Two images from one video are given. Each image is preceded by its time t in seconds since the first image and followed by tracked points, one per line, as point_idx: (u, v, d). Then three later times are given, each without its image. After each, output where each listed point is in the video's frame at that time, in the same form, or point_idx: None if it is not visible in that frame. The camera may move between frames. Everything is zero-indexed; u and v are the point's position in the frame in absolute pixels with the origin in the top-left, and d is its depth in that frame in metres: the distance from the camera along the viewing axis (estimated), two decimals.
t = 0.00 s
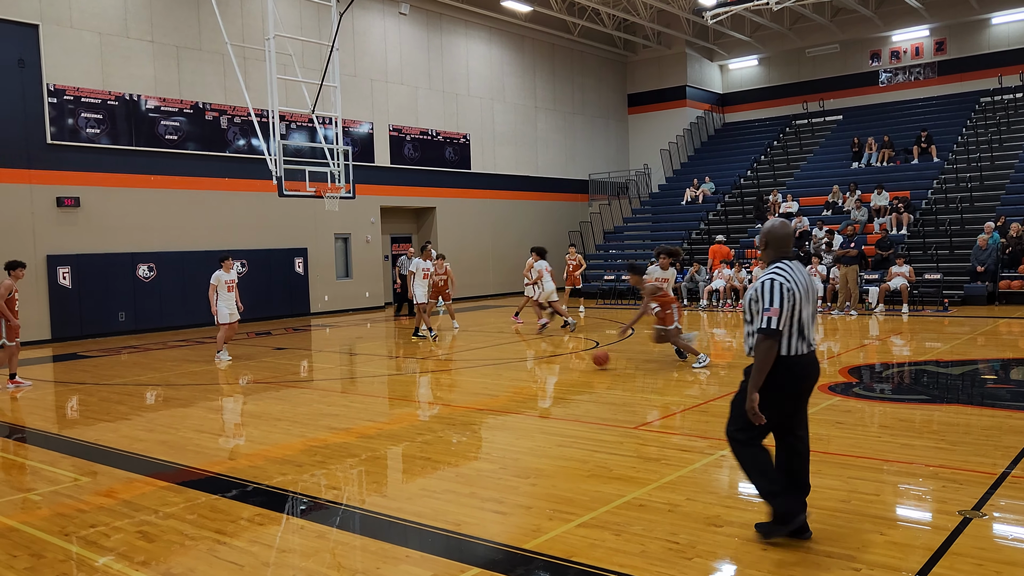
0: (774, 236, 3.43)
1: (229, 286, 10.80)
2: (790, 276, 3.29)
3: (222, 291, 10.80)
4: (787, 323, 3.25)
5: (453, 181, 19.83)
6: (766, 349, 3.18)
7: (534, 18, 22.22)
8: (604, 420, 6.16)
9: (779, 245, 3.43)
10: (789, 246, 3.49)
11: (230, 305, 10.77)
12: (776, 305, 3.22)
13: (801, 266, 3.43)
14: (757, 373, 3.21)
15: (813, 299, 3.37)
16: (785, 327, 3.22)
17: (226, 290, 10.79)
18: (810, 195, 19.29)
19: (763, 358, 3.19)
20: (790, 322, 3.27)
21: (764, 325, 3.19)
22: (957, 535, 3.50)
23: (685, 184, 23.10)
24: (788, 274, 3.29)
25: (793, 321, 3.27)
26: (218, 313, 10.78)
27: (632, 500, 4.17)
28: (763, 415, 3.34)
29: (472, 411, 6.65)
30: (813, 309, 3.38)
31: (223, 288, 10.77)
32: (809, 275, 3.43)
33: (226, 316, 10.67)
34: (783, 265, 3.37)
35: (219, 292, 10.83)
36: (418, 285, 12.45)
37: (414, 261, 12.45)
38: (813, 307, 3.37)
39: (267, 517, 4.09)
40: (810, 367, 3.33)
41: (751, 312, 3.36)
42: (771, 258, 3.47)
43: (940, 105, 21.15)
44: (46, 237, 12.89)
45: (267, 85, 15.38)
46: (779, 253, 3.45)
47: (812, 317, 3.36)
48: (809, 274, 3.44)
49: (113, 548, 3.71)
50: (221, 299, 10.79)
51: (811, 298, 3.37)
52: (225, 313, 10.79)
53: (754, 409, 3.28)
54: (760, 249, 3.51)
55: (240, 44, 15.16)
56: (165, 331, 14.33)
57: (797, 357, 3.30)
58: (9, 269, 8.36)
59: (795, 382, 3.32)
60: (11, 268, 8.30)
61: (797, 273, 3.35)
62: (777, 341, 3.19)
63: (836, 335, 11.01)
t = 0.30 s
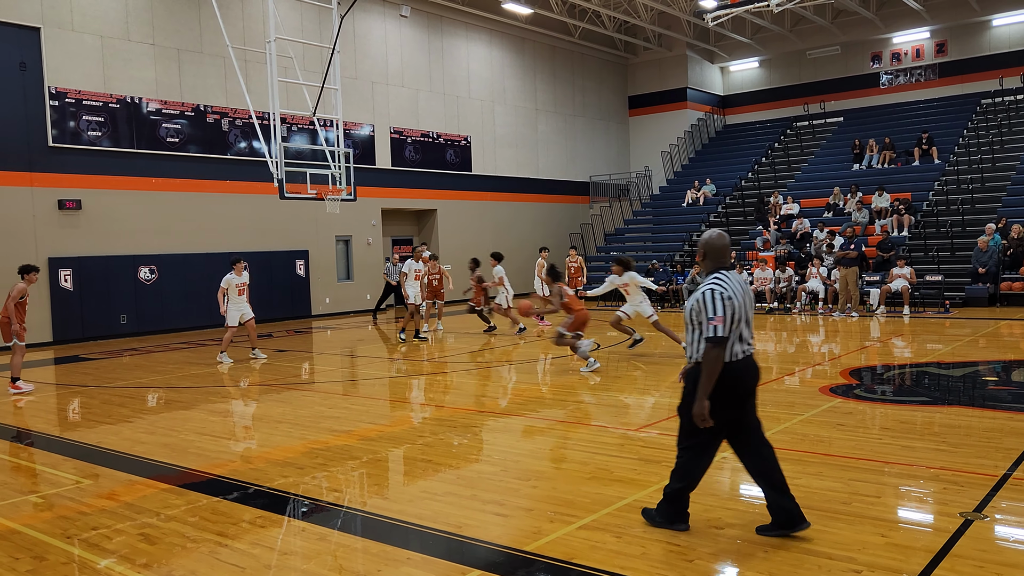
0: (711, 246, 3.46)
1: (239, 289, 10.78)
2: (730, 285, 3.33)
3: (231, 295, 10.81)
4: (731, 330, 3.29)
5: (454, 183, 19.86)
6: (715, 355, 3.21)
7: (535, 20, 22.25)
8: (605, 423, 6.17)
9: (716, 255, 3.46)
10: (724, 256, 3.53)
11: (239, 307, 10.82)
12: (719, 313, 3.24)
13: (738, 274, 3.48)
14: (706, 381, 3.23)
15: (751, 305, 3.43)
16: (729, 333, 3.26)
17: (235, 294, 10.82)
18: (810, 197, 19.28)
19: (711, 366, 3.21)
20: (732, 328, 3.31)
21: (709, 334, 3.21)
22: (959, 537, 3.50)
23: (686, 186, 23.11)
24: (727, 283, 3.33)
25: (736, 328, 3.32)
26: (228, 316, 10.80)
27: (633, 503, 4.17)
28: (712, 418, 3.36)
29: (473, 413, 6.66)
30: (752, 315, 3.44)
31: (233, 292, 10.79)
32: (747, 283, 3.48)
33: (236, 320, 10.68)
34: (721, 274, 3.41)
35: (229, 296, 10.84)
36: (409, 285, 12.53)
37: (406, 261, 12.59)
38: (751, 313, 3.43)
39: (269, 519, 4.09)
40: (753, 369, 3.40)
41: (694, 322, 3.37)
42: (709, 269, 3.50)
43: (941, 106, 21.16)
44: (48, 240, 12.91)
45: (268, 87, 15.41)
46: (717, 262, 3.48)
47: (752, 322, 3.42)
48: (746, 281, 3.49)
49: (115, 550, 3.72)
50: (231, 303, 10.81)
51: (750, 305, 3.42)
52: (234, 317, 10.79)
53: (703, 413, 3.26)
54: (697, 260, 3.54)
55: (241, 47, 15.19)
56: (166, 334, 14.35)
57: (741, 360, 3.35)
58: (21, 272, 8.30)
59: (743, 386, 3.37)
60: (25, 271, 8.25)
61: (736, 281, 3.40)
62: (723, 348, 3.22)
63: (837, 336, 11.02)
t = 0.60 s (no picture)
0: (654, 244, 3.68)
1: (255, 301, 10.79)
2: (662, 285, 3.53)
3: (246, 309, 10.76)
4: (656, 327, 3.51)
5: (456, 184, 19.86)
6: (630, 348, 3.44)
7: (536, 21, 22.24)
8: (606, 423, 6.17)
9: (659, 253, 3.68)
10: (668, 254, 3.74)
11: (256, 317, 10.85)
12: (642, 309, 3.47)
13: (679, 273, 3.68)
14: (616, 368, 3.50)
15: (688, 304, 3.62)
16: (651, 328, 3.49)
17: (251, 306, 10.81)
18: (811, 197, 19.27)
19: (626, 359, 3.44)
20: (657, 324, 3.53)
21: (628, 327, 3.46)
22: (960, 537, 3.49)
23: (687, 187, 23.10)
24: (658, 283, 3.54)
25: (662, 324, 3.53)
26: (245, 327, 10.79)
27: (634, 503, 4.16)
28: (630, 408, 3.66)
29: (474, 414, 6.65)
30: (690, 313, 3.63)
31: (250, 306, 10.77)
32: (688, 283, 3.67)
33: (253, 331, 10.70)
34: (658, 272, 3.62)
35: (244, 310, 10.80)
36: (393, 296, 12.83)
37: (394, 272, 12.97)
38: (687, 310, 3.61)
39: (269, 520, 4.09)
40: (681, 364, 3.59)
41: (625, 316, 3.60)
42: (653, 266, 3.72)
43: (942, 107, 21.14)
44: (50, 240, 12.93)
45: (269, 87, 15.41)
46: (660, 261, 3.70)
47: (687, 320, 3.61)
48: (687, 280, 3.68)
49: (115, 551, 3.72)
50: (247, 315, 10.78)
51: (686, 303, 3.61)
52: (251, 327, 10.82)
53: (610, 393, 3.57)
54: (643, 256, 3.76)
55: (242, 47, 15.19)
56: (167, 335, 14.35)
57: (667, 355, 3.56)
58: (32, 275, 8.24)
59: (666, 378, 3.58)
60: (36, 275, 8.21)
61: (671, 280, 3.60)
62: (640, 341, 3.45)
63: (838, 336, 11.01)
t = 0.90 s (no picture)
0: (606, 252, 3.80)
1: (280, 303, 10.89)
2: (613, 293, 3.67)
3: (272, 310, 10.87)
4: (607, 333, 3.65)
5: (456, 185, 19.89)
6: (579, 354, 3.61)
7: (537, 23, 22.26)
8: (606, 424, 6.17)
9: (610, 261, 3.80)
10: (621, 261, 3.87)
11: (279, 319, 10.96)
12: (592, 315, 3.61)
13: (631, 280, 3.81)
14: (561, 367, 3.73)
15: (639, 310, 3.74)
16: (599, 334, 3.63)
17: (276, 306, 10.92)
18: (812, 199, 19.25)
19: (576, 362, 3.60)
20: (608, 331, 3.66)
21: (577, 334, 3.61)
22: (961, 539, 3.49)
23: (687, 188, 23.11)
24: (609, 290, 3.68)
25: (614, 330, 3.65)
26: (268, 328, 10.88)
27: (635, 505, 4.17)
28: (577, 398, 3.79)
29: (475, 415, 6.66)
30: (642, 320, 3.75)
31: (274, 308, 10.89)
32: (639, 289, 3.78)
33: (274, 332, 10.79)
34: (609, 281, 3.75)
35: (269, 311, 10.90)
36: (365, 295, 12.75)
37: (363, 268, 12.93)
38: (640, 316, 3.73)
39: (270, 522, 4.09)
40: (634, 370, 3.70)
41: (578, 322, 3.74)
42: (607, 274, 3.86)
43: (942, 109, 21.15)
44: (51, 242, 12.94)
45: (269, 89, 15.43)
46: (614, 269, 3.83)
47: (639, 326, 3.73)
48: (639, 287, 3.80)
49: (116, 553, 3.72)
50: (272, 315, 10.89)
51: (638, 309, 3.73)
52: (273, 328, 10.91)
53: (549, 384, 3.76)
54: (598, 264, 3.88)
55: (242, 49, 15.21)
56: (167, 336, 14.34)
57: (615, 359, 3.68)
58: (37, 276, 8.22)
59: (616, 383, 3.67)
60: (41, 276, 8.19)
61: (622, 288, 3.72)
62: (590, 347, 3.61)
63: (838, 338, 11.02)
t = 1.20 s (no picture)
0: (566, 248, 4.00)
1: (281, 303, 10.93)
2: (576, 285, 3.87)
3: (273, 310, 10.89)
4: (574, 323, 3.82)
5: (457, 186, 19.89)
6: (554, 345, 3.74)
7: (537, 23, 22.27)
8: (607, 424, 6.17)
9: (571, 257, 4.00)
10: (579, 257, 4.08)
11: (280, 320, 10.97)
12: (561, 307, 3.77)
13: (592, 276, 4.02)
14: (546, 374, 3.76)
15: (600, 303, 3.95)
16: (569, 325, 3.79)
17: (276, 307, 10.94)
18: (813, 199, 19.23)
19: (551, 353, 3.74)
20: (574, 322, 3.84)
21: (549, 325, 3.74)
22: (962, 539, 3.48)
23: (688, 188, 23.11)
24: (572, 283, 3.87)
25: (580, 322, 3.84)
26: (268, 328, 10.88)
27: (635, 505, 4.17)
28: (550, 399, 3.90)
29: (475, 415, 6.65)
30: (603, 313, 3.97)
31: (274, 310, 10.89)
32: (599, 284, 4.01)
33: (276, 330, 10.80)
34: (572, 275, 3.93)
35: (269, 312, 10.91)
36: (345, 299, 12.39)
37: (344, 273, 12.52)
38: (600, 309, 3.95)
39: (270, 522, 4.09)
40: (595, 359, 3.92)
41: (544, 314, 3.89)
42: (566, 268, 4.05)
43: (943, 109, 21.13)
44: (51, 242, 12.94)
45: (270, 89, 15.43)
46: (573, 263, 4.03)
47: (600, 320, 3.95)
48: (599, 281, 4.02)
49: (117, 552, 3.72)
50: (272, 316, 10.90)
51: (599, 304, 3.95)
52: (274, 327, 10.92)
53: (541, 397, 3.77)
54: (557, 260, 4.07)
55: (243, 49, 15.21)
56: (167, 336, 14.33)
57: (581, 350, 3.87)
58: (49, 280, 8.21)
59: (580, 373, 3.89)
60: (52, 279, 8.19)
61: (584, 282, 3.92)
62: (562, 338, 3.75)
63: (839, 338, 11.02)
